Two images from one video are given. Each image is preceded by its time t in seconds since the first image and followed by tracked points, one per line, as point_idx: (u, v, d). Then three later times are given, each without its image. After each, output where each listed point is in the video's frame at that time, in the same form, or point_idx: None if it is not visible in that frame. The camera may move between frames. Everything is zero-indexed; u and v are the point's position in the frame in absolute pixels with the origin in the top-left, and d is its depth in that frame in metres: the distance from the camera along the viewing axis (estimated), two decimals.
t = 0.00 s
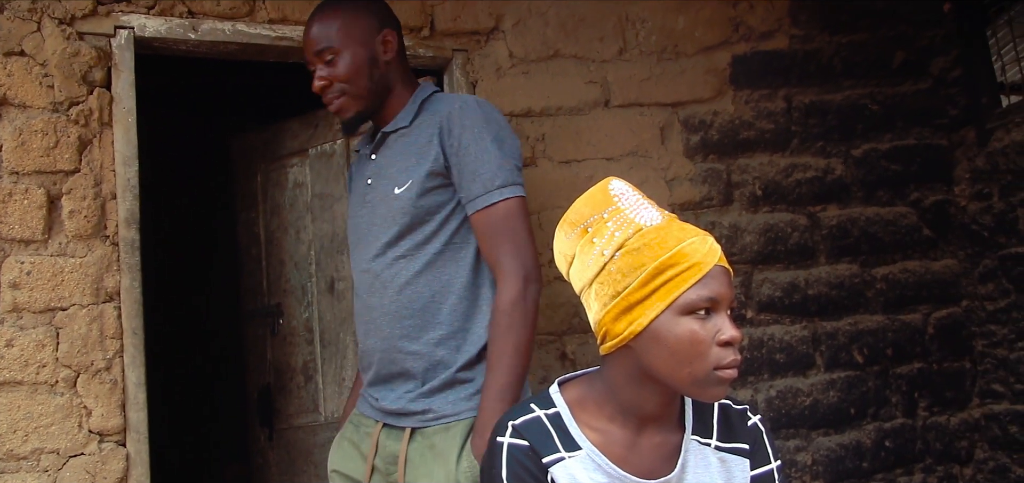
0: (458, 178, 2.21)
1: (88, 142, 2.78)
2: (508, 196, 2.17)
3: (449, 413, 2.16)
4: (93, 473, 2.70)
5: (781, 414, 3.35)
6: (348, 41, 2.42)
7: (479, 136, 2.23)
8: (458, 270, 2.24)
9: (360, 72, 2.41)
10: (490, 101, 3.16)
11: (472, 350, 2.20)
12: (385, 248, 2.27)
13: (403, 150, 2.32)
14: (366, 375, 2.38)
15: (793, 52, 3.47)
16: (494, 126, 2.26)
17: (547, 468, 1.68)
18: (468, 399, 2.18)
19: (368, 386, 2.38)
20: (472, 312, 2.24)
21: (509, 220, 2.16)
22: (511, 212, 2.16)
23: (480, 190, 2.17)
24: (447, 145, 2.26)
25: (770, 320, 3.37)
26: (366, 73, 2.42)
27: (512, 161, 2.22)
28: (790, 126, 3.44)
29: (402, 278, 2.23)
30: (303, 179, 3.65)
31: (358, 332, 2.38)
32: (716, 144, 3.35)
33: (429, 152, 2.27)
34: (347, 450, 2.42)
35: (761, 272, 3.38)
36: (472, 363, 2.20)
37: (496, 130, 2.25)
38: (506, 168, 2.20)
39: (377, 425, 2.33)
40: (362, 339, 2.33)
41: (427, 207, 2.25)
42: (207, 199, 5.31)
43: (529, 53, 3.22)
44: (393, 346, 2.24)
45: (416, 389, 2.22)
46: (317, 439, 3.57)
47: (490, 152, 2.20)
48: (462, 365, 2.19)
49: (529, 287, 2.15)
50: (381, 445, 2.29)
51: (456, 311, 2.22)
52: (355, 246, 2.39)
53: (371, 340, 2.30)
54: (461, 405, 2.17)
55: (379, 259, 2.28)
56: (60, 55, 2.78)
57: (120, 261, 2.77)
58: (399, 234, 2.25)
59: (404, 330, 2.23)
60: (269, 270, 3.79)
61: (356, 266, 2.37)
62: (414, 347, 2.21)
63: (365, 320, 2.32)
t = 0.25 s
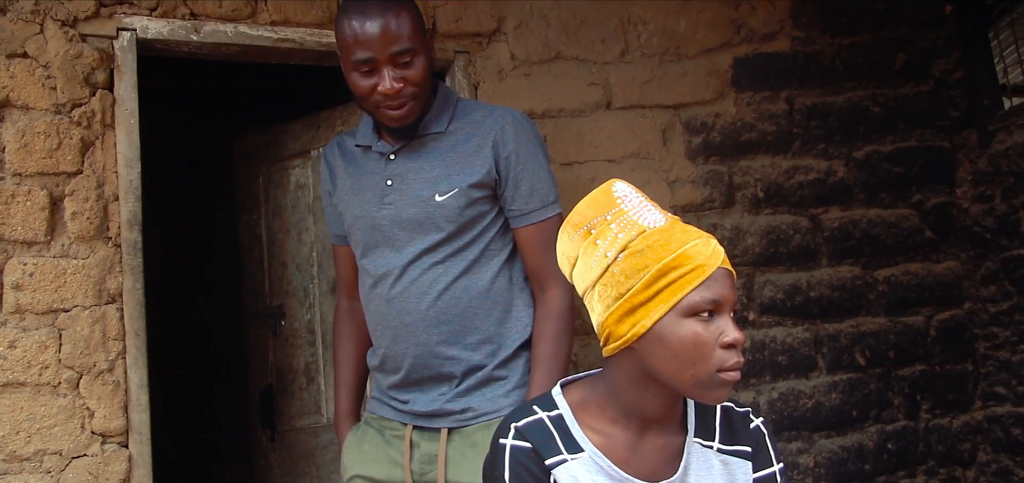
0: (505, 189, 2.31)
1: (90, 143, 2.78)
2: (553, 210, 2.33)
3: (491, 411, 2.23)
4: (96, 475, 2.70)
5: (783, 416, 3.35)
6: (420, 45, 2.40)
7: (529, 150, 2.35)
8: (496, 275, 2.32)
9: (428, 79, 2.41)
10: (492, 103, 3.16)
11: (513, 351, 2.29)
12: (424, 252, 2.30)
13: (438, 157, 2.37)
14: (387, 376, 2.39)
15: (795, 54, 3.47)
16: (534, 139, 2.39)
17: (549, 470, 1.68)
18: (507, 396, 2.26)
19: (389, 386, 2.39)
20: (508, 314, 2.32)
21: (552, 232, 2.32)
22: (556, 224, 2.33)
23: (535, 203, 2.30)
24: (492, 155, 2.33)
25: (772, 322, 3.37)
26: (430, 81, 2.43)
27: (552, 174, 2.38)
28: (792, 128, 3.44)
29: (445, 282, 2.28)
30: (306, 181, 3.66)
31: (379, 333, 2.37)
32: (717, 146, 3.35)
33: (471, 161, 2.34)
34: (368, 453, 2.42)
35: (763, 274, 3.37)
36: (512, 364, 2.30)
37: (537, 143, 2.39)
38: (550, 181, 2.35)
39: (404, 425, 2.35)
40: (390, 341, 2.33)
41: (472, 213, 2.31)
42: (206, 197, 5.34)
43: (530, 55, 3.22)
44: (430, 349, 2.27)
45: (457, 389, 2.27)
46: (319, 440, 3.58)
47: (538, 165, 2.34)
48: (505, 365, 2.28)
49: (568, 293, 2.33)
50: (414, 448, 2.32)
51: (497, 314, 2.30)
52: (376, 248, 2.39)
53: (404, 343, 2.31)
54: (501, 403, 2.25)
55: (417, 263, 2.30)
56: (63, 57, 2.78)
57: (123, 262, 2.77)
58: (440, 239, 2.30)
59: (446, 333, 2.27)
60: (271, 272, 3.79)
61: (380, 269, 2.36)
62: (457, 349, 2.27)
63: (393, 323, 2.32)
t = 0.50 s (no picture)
0: (509, 195, 2.36)
1: (92, 148, 2.79)
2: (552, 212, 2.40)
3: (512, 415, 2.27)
4: (97, 479, 2.70)
5: (784, 419, 3.35)
6: (414, 57, 2.37)
7: (531, 157, 2.41)
8: (503, 281, 2.35)
9: (422, 92, 2.38)
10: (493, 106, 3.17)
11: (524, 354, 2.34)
12: (439, 264, 2.30)
13: (445, 165, 2.39)
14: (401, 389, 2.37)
15: (795, 57, 3.48)
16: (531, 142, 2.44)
17: (551, 473, 1.68)
18: (523, 398, 2.30)
19: (402, 400, 2.37)
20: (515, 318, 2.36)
21: (548, 235, 2.38)
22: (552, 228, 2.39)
23: (534, 207, 2.36)
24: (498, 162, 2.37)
25: (774, 325, 3.37)
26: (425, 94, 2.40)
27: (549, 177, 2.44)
28: (793, 131, 3.44)
29: (461, 293, 2.29)
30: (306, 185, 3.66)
31: (391, 348, 2.35)
32: (718, 149, 3.35)
33: (479, 169, 2.36)
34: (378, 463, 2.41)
35: (764, 277, 3.37)
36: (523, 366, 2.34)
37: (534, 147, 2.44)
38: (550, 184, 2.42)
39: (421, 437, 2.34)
40: (408, 355, 2.31)
41: (483, 221, 2.33)
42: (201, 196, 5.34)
43: (531, 59, 3.22)
44: (450, 359, 2.28)
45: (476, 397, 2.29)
46: (320, 444, 3.58)
47: (539, 169, 2.40)
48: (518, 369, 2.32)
49: (566, 295, 2.39)
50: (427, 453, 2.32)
51: (507, 318, 2.34)
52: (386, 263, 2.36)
53: (422, 356, 2.30)
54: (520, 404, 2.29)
55: (432, 275, 2.30)
56: (65, 62, 2.78)
57: (124, 266, 2.78)
58: (455, 249, 2.31)
59: (464, 343, 2.28)
60: (272, 276, 3.80)
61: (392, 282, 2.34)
62: (474, 357, 2.29)
63: (411, 335, 2.31)
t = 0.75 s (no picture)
0: (504, 194, 2.32)
1: (89, 150, 2.79)
2: (550, 217, 2.34)
3: (487, 416, 2.22)
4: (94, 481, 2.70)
5: (781, 421, 3.35)
6: (422, 44, 2.40)
7: (530, 158, 2.36)
8: (494, 280, 2.32)
9: (428, 79, 2.42)
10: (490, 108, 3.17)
11: (508, 356, 2.30)
12: (425, 254, 2.30)
13: (438, 160, 2.38)
14: (384, 379, 2.37)
15: (792, 60, 3.48)
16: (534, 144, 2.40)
17: (549, 475, 1.68)
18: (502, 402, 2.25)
19: (384, 390, 2.37)
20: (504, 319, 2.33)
21: (548, 239, 2.33)
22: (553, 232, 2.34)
23: (531, 208, 2.31)
24: (494, 160, 2.34)
25: (771, 327, 3.37)
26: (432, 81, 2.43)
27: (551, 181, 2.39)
28: (790, 133, 3.45)
29: (445, 286, 2.28)
30: (303, 187, 3.66)
31: (377, 336, 2.36)
32: (715, 151, 3.36)
33: (474, 165, 2.34)
34: (365, 461, 2.41)
35: (761, 279, 3.38)
36: (507, 370, 2.30)
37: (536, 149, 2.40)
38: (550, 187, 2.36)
39: (398, 433, 2.33)
40: (389, 342, 2.33)
41: (472, 217, 2.31)
42: (195, 197, 5.34)
43: (528, 61, 3.22)
44: (428, 351, 2.28)
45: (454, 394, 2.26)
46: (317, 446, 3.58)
47: (538, 172, 2.35)
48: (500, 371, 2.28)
49: (561, 299, 2.33)
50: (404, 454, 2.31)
51: (493, 318, 2.31)
52: (376, 250, 2.39)
53: (403, 345, 2.30)
54: (497, 409, 2.24)
55: (417, 266, 2.30)
56: (61, 64, 2.78)
57: (121, 269, 2.78)
58: (441, 242, 2.30)
59: (445, 336, 2.27)
60: (269, 278, 3.79)
61: (379, 269, 2.37)
62: (455, 352, 2.27)
63: (393, 324, 2.32)
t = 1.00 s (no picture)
0: (512, 198, 2.25)
1: (88, 151, 2.79)
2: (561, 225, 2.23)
3: (471, 420, 2.17)
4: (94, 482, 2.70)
5: (780, 421, 3.35)
6: (416, 38, 2.42)
7: (541, 163, 2.26)
8: (496, 286, 2.27)
9: (426, 71, 2.40)
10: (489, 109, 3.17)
11: (502, 363, 2.23)
12: (424, 254, 2.30)
13: (445, 162, 2.35)
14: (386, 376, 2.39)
15: (791, 60, 3.48)
16: (550, 150, 2.31)
17: (548, 475, 1.68)
18: (490, 409, 2.19)
19: (385, 387, 2.37)
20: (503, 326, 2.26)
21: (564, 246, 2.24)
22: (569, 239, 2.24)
23: (541, 214, 2.22)
24: (500, 163, 2.28)
25: (769, 328, 3.37)
26: (431, 73, 2.41)
27: (565, 188, 2.28)
28: (788, 134, 3.45)
29: (442, 287, 2.26)
30: (302, 188, 3.67)
31: (381, 333, 2.38)
32: (714, 152, 3.36)
33: (478, 168, 2.30)
34: (368, 457, 2.41)
35: (759, 279, 3.38)
36: (499, 377, 2.23)
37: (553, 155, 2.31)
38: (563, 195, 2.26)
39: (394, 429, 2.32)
40: (389, 340, 2.34)
41: (472, 220, 2.27)
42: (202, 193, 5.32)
43: (527, 62, 3.22)
44: (420, 351, 2.26)
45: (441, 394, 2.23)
46: (316, 447, 3.58)
47: (550, 177, 2.26)
48: (491, 377, 2.22)
49: (568, 310, 2.21)
50: (396, 450, 2.29)
51: (489, 322, 2.25)
52: (384, 248, 2.40)
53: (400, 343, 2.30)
54: (482, 415, 2.18)
55: (416, 265, 2.30)
56: (60, 65, 2.78)
57: (120, 270, 2.78)
58: (440, 243, 2.28)
59: (437, 336, 2.25)
60: (268, 278, 3.80)
61: (384, 267, 2.38)
62: (448, 353, 2.25)
63: (391, 322, 2.33)
